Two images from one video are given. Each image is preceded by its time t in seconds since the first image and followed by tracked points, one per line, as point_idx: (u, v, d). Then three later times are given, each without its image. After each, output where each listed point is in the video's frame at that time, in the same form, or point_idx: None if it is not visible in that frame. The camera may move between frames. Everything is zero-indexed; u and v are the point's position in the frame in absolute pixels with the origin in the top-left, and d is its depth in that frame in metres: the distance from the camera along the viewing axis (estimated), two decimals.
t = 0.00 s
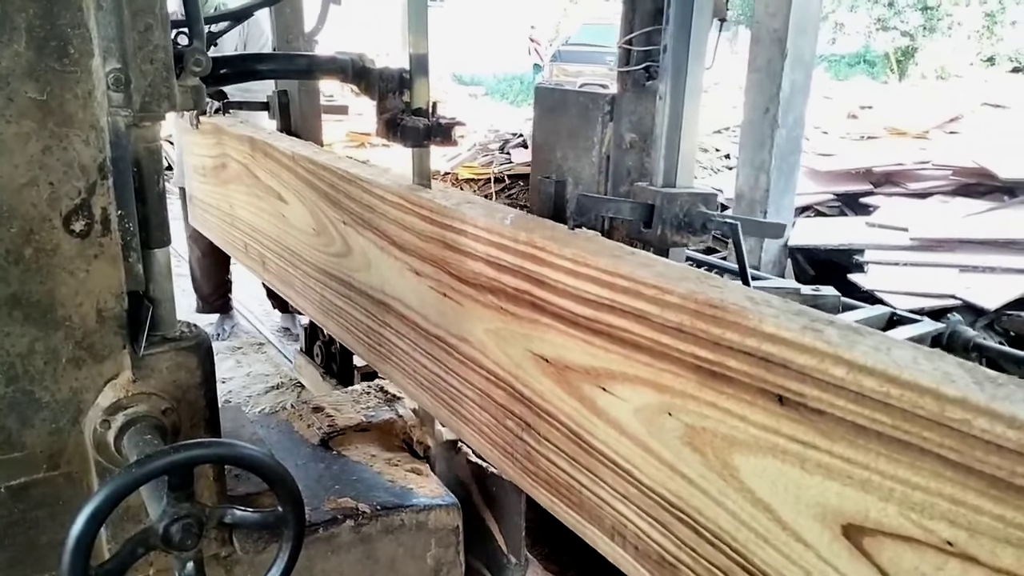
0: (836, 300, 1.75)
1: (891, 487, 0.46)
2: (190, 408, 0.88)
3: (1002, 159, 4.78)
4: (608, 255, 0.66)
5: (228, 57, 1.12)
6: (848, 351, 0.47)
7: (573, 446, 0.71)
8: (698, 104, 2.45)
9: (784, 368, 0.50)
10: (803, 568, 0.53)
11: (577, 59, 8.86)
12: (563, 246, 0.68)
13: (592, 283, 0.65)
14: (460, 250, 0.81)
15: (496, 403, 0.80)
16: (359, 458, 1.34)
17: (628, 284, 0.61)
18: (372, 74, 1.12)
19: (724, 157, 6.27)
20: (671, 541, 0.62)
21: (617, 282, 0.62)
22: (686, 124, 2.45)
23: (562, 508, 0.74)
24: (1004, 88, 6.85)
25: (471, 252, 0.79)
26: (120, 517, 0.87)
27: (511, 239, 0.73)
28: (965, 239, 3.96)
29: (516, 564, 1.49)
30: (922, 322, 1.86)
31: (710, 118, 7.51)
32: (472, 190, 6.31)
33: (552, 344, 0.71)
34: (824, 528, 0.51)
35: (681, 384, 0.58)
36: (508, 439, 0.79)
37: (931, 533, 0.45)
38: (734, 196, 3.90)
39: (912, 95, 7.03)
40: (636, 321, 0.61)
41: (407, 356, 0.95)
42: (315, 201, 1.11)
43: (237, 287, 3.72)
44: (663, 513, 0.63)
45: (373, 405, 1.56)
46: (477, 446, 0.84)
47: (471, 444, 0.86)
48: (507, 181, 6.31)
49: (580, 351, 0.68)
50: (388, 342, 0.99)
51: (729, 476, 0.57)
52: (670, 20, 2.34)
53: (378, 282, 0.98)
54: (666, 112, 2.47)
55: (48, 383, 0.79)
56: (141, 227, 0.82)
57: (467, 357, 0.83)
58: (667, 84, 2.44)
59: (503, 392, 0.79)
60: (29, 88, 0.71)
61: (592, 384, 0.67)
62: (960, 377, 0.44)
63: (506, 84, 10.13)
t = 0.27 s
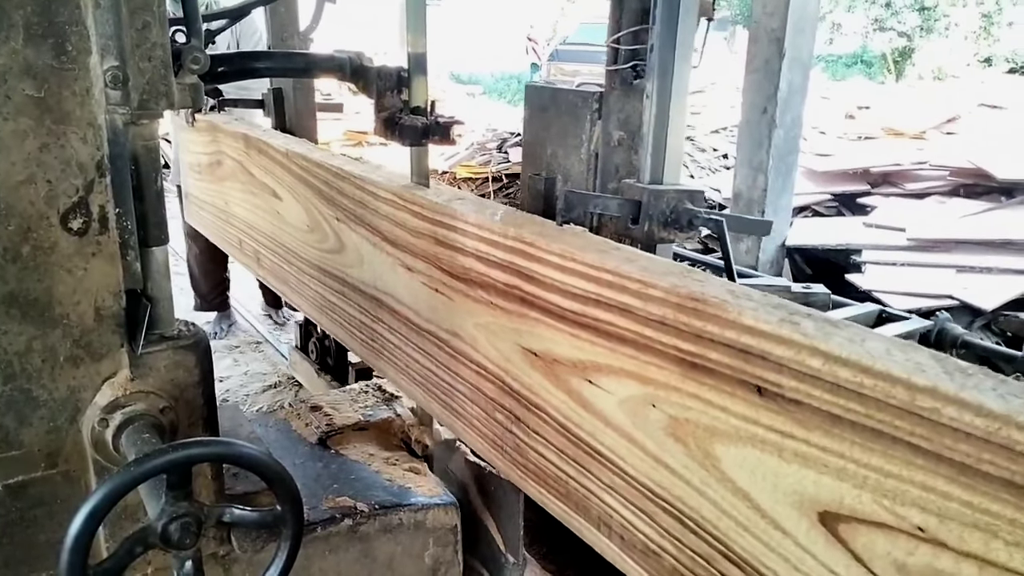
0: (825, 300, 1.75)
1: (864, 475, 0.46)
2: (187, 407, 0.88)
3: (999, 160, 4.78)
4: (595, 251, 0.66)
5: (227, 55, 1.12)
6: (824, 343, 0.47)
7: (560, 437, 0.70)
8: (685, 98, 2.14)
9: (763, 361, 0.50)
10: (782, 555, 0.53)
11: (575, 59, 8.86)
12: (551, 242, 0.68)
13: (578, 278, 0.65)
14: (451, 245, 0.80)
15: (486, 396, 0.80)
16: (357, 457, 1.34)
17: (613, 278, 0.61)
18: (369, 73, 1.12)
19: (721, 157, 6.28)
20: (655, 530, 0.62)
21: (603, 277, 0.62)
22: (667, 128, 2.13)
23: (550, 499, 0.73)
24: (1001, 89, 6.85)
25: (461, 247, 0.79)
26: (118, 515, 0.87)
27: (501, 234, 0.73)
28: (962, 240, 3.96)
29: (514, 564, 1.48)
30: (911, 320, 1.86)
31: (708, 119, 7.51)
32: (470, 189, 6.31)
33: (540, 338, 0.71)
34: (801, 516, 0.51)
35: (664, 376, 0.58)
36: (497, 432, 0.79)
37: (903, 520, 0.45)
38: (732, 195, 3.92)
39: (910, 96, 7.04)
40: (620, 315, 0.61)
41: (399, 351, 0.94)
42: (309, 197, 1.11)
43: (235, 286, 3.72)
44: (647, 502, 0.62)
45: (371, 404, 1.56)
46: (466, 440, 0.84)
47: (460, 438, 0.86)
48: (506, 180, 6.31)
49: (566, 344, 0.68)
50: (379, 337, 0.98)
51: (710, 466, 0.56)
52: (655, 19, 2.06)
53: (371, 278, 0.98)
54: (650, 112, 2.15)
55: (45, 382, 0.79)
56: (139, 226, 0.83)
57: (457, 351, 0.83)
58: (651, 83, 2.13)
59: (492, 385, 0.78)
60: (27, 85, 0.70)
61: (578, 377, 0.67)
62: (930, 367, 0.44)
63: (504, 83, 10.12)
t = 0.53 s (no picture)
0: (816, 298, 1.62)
1: (840, 465, 0.47)
2: (187, 407, 0.88)
3: (998, 162, 4.78)
4: (584, 248, 0.66)
5: (229, 56, 1.13)
6: (802, 337, 0.48)
7: (550, 432, 0.70)
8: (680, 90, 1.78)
9: (744, 355, 0.51)
10: (763, 545, 0.53)
11: (575, 60, 8.86)
12: (541, 240, 0.68)
13: (567, 275, 0.65)
14: (444, 243, 0.80)
15: (478, 391, 0.80)
16: (356, 458, 1.34)
17: (601, 274, 0.61)
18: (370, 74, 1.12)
19: (721, 159, 6.28)
20: (642, 522, 0.62)
21: (591, 273, 0.62)
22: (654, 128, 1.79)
23: (540, 493, 0.73)
24: (1000, 91, 6.84)
25: (454, 245, 0.79)
26: (118, 515, 0.87)
27: (492, 232, 0.73)
28: (961, 242, 3.96)
29: (513, 565, 1.48)
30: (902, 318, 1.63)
31: (708, 121, 7.51)
32: (470, 190, 6.32)
33: (531, 334, 0.71)
34: (780, 506, 0.51)
35: (650, 369, 0.58)
36: (489, 426, 0.79)
37: (877, 509, 0.45)
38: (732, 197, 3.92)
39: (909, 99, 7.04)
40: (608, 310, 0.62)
41: (394, 348, 0.94)
42: (305, 195, 1.10)
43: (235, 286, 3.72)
44: (634, 495, 0.62)
45: (371, 405, 1.56)
46: (460, 435, 0.84)
47: (454, 433, 0.86)
48: (505, 182, 6.32)
49: (556, 339, 0.68)
50: (375, 334, 0.99)
51: (694, 458, 0.57)
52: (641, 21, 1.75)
53: (367, 277, 0.98)
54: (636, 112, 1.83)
55: (45, 383, 0.79)
56: (139, 227, 0.83)
57: (451, 348, 0.83)
58: (640, 83, 1.83)
59: (484, 380, 0.79)
60: (28, 86, 0.70)
61: (567, 372, 0.67)
62: (904, 360, 0.45)
63: (503, 84, 10.12)
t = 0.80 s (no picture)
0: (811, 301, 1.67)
1: (817, 458, 0.47)
2: (188, 410, 0.88)
3: (998, 166, 4.77)
4: (573, 247, 0.66)
5: (230, 59, 1.13)
6: (781, 333, 0.48)
7: (542, 429, 0.70)
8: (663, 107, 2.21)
9: (727, 351, 0.51)
10: (746, 538, 0.53)
11: (576, 64, 8.86)
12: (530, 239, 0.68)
13: (554, 273, 0.65)
14: (437, 242, 0.80)
15: (471, 389, 0.80)
16: (357, 461, 1.34)
17: (588, 273, 0.61)
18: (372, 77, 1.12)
19: (722, 162, 6.28)
20: (630, 517, 0.62)
21: (578, 271, 0.62)
22: (645, 133, 2.19)
23: (532, 489, 0.73)
24: (1001, 96, 6.84)
25: (446, 245, 0.79)
26: (120, 519, 0.87)
27: (483, 231, 0.72)
28: (963, 245, 3.96)
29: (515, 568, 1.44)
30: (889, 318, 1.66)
31: (708, 124, 7.51)
32: (471, 193, 6.32)
33: (521, 332, 0.70)
34: (762, 499, 0.51)
35: (636, 365, 0.59)
36: (481, 423, 0.79)
37: (854, 500, 0.45)
38: (733, 200, 3.92)
39: (910, 102, 7.04)
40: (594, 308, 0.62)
41: (388, 347, 0.94)
42: (301, 195, 1.10)
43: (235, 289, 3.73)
44: (622, 490, 0.63)
45: (371, 409, 1.58)
46: (453, 433, 0.84)
47: (448, 431, 0.86)
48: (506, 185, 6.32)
49: (545, 337, 0.68)
50: (370, 333, 0.98)
51: (678, 453, 0.57)
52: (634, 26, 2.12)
53: (363, 277, 0.97)
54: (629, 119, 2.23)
55: (48, 385, 0.79)
56: (141, 230, 0.83)
57: (444, 346, 0.83)
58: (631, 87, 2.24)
59: (476, 378, 0.78)
60: (30, 89, 0.70)
61: (556, 369, 0.67)
62: (880, 355, 0.45)
63: (504, 88, 10.14)
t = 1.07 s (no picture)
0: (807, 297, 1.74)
1: (795, 451, 0.48)
2: (189, 411, 0.88)
3: (999, 169, 4.78)
4: (564, 247, 0.66)
5: (232, 62, 1.13)
6: (761, 328, 0.49)
7: (532, 424, 0.71)
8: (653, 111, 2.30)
9: (709, 348, 0.52)
10: (727, 529, 0.54)
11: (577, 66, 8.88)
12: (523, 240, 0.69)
13: (544, 272, 0.66)
14: (432, 242, 0.80)
15: (464, 387, 0.80)
16: (358, 463, 1.34)
17: (577, 272, 0.62)
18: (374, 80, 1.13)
19: (724, 164, 6.28)
20: (618, 510, 0.63)
21: (568, 270, 0.63)
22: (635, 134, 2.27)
23: (523, 483, 0.74)
24: (1003, 99, 6.84)
25: (441, 244, 0.79)
26: (120, 520, 0.87)
27: (477, 231, 0.73)
28: (964, 249, 3.96)
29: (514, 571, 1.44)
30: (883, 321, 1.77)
31: (710, 126, 7.52)
32: (472, 195, 6.32)
33: (513, 329, 0.71)
34: (742, 491, 0.52)
35: (622, 361, 0.60)
36: (474, 420, 0.79)
37: (831, 491, 0.47)
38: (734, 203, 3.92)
39: (912, 105, 7.04)
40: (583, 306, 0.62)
41: (383, 345, 0.94)
42: (297, 194, 1.10)
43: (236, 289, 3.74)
44: (610, 484, 0.63)
45: (372, 410, 1.58)
46: (446, 430, 0.84)
47: (442, 428, 0.86)
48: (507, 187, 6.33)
49: (536, 334, 0.68)
50: (365, 331, 0.98)
51: (663, 447, 0.58)
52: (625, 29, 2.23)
53: (359, 277, 0.97)
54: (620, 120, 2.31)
55: (49, 387, 0.79)
56: (143, 232, 0.83)
57: (438, 344, 0.83)
58: (622, 89, 2.32)
59: (469, 376, 0.78)
60: (33, 93, 0.71)
61: (546, 365, 0.67)
62: (855, 350, 0.46)
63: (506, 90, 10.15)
